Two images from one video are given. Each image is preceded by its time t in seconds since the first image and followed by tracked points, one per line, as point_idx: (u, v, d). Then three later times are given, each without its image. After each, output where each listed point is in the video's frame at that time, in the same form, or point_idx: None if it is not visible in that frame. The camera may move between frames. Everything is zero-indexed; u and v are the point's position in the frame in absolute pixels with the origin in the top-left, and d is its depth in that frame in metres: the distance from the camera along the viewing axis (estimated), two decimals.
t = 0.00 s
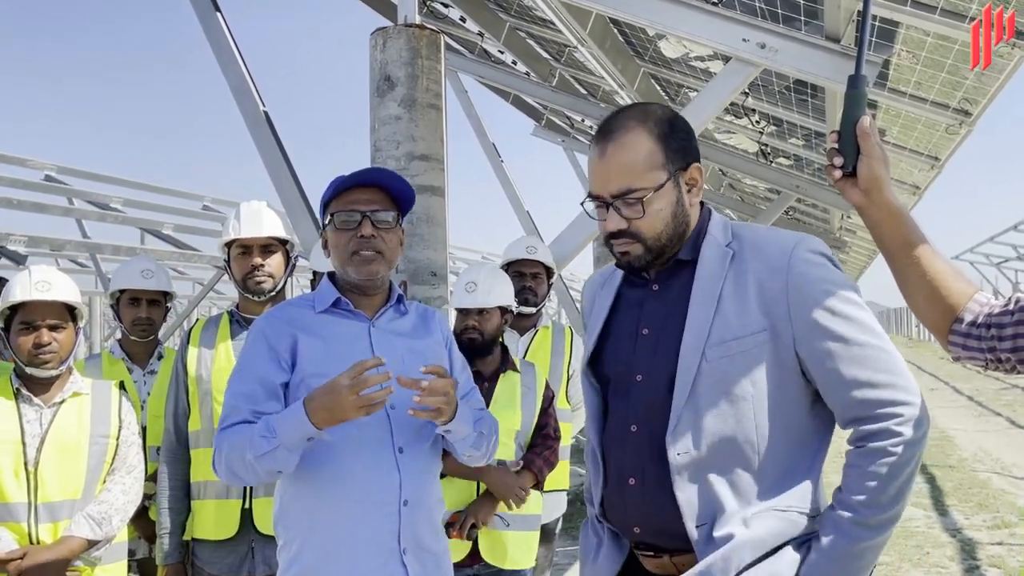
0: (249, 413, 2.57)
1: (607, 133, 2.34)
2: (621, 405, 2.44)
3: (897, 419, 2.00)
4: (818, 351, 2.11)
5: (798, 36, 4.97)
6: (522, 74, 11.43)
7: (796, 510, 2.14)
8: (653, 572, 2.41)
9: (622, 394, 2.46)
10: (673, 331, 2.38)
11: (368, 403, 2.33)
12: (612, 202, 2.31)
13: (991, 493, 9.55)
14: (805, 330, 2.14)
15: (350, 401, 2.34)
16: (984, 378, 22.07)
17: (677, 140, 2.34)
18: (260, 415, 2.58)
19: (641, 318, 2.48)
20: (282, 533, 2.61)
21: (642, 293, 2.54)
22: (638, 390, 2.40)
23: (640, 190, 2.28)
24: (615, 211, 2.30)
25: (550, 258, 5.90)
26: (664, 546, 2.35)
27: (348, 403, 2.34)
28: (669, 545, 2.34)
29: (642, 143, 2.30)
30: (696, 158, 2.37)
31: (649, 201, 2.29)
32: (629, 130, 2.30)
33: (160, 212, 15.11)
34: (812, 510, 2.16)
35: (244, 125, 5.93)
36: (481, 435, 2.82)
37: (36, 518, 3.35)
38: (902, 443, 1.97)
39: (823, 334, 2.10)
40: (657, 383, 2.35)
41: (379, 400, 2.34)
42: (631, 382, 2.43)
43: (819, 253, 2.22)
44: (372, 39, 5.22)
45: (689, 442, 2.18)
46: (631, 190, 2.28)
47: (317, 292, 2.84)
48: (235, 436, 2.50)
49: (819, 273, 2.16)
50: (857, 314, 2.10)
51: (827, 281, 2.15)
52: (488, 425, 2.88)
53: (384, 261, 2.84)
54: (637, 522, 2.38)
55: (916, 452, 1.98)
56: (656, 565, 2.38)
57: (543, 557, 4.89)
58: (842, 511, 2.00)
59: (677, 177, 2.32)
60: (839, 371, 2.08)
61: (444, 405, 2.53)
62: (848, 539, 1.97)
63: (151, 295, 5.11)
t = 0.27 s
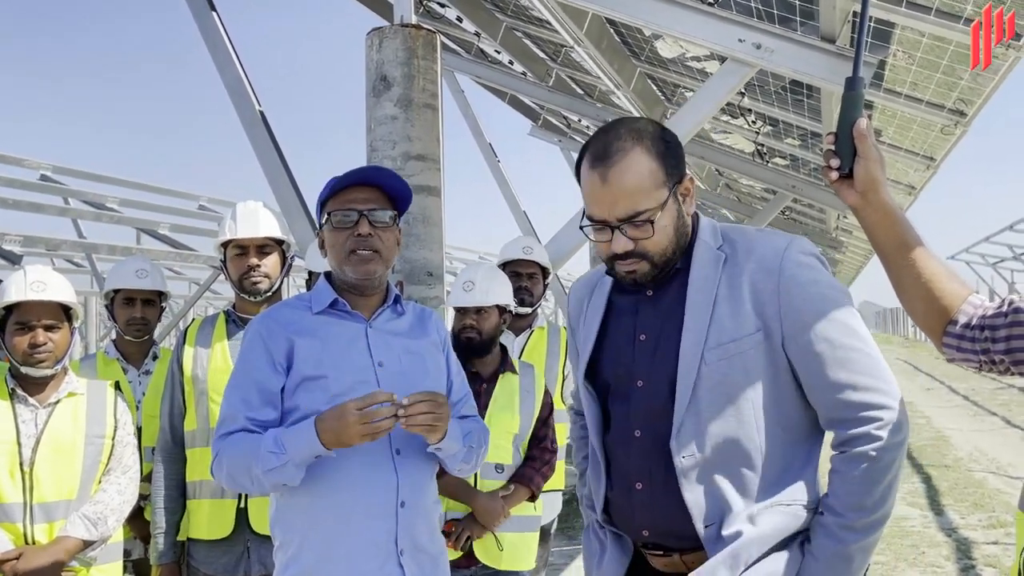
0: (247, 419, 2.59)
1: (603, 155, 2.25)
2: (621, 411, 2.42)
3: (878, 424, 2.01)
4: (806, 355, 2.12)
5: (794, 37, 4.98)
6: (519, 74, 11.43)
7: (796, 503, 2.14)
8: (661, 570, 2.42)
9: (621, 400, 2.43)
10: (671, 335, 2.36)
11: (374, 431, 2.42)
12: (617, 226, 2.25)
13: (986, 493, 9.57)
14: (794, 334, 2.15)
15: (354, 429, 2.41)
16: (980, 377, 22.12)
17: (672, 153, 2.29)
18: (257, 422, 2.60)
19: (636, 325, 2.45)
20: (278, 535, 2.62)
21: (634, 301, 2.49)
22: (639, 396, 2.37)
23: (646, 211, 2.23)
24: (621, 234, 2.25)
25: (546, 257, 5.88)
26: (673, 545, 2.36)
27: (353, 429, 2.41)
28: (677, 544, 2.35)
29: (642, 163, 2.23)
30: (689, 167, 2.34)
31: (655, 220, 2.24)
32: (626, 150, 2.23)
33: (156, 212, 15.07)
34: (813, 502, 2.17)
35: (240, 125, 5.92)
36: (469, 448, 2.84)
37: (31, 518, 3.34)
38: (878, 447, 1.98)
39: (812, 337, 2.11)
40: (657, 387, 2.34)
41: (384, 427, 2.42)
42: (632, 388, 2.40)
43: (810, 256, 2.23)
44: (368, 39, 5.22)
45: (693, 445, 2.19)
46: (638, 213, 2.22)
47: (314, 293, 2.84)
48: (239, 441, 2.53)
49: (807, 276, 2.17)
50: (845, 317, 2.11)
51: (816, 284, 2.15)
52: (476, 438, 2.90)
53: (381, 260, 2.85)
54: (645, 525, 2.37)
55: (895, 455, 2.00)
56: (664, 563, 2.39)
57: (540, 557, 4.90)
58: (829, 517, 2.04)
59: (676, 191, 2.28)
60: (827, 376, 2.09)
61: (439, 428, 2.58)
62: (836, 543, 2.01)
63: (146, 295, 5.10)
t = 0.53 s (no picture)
0: (243, 420, 2.60)
1: (607, 170, 2.22)
2: (627, 412, 2.42)
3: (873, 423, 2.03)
4: (806, 354, 2.14)
5: (788, 37, 4.99)
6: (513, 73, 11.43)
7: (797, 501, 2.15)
8: (665, 569, 2.44)
9: (623, 401, 2.45)
10: (674, 335, 2.38)
11: (372, 442, 2.46)
12: (625, 240, 2.24)
13: (979, 492, 9.61)
14: (795, 333, 2.16)
15: (352, 440, 2.44)
16: (972, 377, 22.21)
17: (671, 162, 2.28)
18: (251, 424, 2.61)
19: (639, 326, 2.46)
20: (272, 535, 2.61)
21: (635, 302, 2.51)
22: (643, 398, 2.38)
23: (653, 223, 2.22)
24: (629, 247, 2.24)
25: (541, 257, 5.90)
26: (676, 545, 2.37)
27: (352, 439, 2.45)
28: (679, 544, 2.36)
29: (645, 176, 2.22)
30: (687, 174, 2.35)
31: (662, 231, 2.24)
32: (628, 165, 2.21)
33: (150, 211, 15.01)
34: (815, 500, 2.19)
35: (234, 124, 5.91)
36: (456, 455, 2.85)
37: (25, 518, 3.33)
38: (874, 446, 2.01)
39: (812, 336, 2.12)
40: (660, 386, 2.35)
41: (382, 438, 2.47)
42: (635, 389, 2.41)
43: (811, 256, 2.24)
44: (362, 39, 5.22)
45: (695, 445, 2.20)
46: (645, 225, 2.21)
47: (308, 293, 2.84)
48: (238, 443, 2.54)
49: (809, 276, 2.18)
50: (844, 317, 2.13)
51: (818, 284, 2.16)
52: (463, 446, 2.90)
53: (375, 257, 2.85)
54: (649, 525, 2.39)
55: (896, 453, 2.03)
56: (668, 563, 2.40)
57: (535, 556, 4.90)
58: (829, 516, 2.06)
59: (678, 201, 2.28)
60: (827, 375, 2.10)
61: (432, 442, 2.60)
62: (836, 541, 2.04)
63: (139, 294, 5.09)
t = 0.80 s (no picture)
0: (235, 421, 2.60)
1: (621, 166, 2.22)
2: (632, 411, 2.43)
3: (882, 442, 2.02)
4: (814, 361, 2.13)
5: (781, 38, 5.01)
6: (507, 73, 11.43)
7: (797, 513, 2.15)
8: (661, 575, 2.43)
9: (627, 398, 2.47)
10: (683, 332, 2.37)
11: (365, 446, 2.46)
12: (638, 237, 2.25)
13: (970, 491, 9.67)
14: (803, 339, 2.15)
15: (345, 444, 2.44)
16: (963, 376, 22.34)
17: (688, 159, 2.28)
18: (244, 424, 2.62)
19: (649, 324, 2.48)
20: (264, 535, 2.61)
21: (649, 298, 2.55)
22: (648, 397, 2.38)
23: (667, 221, 2.23)
24: (642, 244, 2.25)
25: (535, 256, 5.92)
26: (670, 551, 2.37)
27: (344, 442, 2.45)
28: (677, 551, 2.36)
29: (660, 172, 2.22)
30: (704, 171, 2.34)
31: (676, 229, 2.25)
32: (644, 162, 2.21)
33: (142, 210, 14.95)
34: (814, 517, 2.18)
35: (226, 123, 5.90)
36: (447, 456, 2.85)
37: (16, 518, 3.32)
38: (884, 464, 2.00)
39: (820, 343, 2.12)
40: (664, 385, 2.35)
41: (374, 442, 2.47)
42: (640, 387, 2.43)
43: (827, 260, 2.23)
44: (356, 38, 5.21)
45: (695, 446, 2.20)
46: (659, 223, 2.22)
47: (301, 291, 2.84)
48: (232, 443, 2.54)
49: (822, 281, 2.18)
50: (856, 323, 2.12)
51: (831, 290, 2.16)
52: (454, 446, 2.90)
53: (363, 256, 2.84)
54: (644, 527, 2.40)
55: (907, 471, 2.02)
56: (664, 569, 2.40)
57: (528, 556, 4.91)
58: (831, 537, 2.04)
59: (694, 198, 2.28)
60: (835, 385, 2.09)
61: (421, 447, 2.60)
62: (837, 563, 2.02)
63: (130, 293, 5.08)
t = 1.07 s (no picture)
0: (226, 420, 2.60)
1: (639, 151, 2.20)
2: (640, 410, 2.45)
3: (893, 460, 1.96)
4: (828, 368, 2.06)
5: (772, 38, 5.03)
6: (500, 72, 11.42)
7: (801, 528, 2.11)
8: None
9: (638, 395, 2.49)
10: (692, 331, 2.36)
11: (354, 447, 2.46)
12: (652, 225, 2.23)
13: (960, 490, 9.74)
14: (816, 344, 2.09)
15: (332, 445, 2.44)
16: (954, 375, 22.49)
17: (710, 149, 2.24)
18: (235, 423, 2.62)
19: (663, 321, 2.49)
20: (255, 534, 2.61)
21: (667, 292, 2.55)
22: (656, 392, 2.40)
23: (683, 211, 2.20)
24: (656, 232, 2.23)
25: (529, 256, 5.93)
26: (672, 555, 2.38)
27: (333, 443, 2.44)
28: (677, 556, 2.36)
29: (680, 159, 2.19)
30: (729, 163, 2.30)
31: (692, 220, 2.22)
32: (663, 149, 2.18)
33: (134, 209, 14.89)
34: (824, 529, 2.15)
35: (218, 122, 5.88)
36: (438, 457, 2.85)
37: (5, 518, 3.30)
38: (887, 485, 1.95)
39: (832, 349, 2.05)
40: (671, 385, 2.35)
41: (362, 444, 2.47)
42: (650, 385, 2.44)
43: (849, 259, 2.15)
44: (348, 37, 5.20)
45: (693, 450, 2.18)
46: (674, 213, 2.20)
47: (293, 291, 2.85)
48: (223, 442, 2.54)
49: (841, 284, 2.10)
50: (873, 330, 2.05)
51: (850, 295, 2.08)
52: (445, 446, 2.90)
53: (352, 256, 2.85)
54: (645, 528, 2.42)
55: (917, 493, 1.96)
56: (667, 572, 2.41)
57: (520, 555, 4.92)
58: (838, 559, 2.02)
59: (715, 190, 2.24)
60: (849, 395, 2.03)
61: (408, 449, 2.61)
62: None
63: (120, 292, 5.05)
